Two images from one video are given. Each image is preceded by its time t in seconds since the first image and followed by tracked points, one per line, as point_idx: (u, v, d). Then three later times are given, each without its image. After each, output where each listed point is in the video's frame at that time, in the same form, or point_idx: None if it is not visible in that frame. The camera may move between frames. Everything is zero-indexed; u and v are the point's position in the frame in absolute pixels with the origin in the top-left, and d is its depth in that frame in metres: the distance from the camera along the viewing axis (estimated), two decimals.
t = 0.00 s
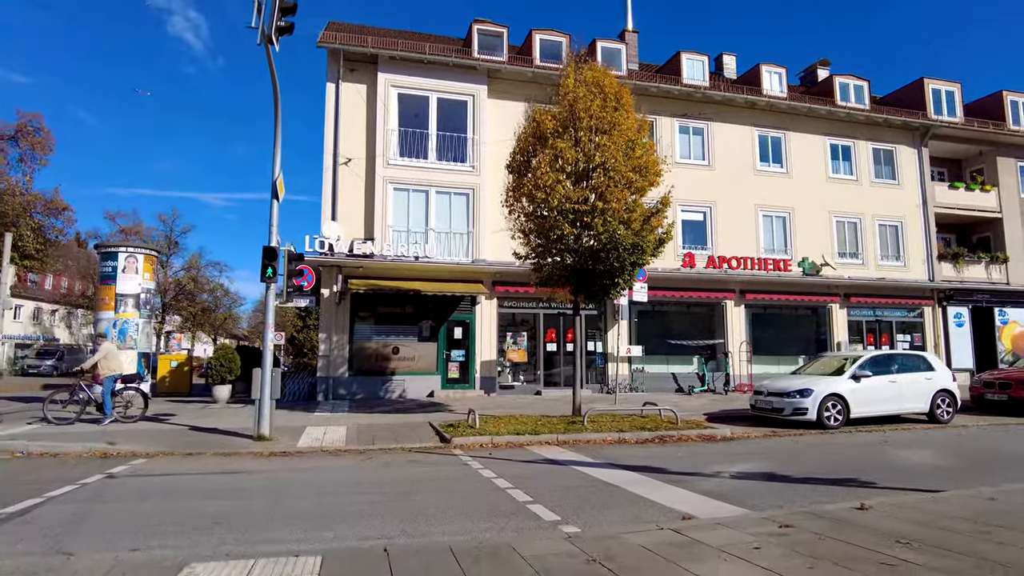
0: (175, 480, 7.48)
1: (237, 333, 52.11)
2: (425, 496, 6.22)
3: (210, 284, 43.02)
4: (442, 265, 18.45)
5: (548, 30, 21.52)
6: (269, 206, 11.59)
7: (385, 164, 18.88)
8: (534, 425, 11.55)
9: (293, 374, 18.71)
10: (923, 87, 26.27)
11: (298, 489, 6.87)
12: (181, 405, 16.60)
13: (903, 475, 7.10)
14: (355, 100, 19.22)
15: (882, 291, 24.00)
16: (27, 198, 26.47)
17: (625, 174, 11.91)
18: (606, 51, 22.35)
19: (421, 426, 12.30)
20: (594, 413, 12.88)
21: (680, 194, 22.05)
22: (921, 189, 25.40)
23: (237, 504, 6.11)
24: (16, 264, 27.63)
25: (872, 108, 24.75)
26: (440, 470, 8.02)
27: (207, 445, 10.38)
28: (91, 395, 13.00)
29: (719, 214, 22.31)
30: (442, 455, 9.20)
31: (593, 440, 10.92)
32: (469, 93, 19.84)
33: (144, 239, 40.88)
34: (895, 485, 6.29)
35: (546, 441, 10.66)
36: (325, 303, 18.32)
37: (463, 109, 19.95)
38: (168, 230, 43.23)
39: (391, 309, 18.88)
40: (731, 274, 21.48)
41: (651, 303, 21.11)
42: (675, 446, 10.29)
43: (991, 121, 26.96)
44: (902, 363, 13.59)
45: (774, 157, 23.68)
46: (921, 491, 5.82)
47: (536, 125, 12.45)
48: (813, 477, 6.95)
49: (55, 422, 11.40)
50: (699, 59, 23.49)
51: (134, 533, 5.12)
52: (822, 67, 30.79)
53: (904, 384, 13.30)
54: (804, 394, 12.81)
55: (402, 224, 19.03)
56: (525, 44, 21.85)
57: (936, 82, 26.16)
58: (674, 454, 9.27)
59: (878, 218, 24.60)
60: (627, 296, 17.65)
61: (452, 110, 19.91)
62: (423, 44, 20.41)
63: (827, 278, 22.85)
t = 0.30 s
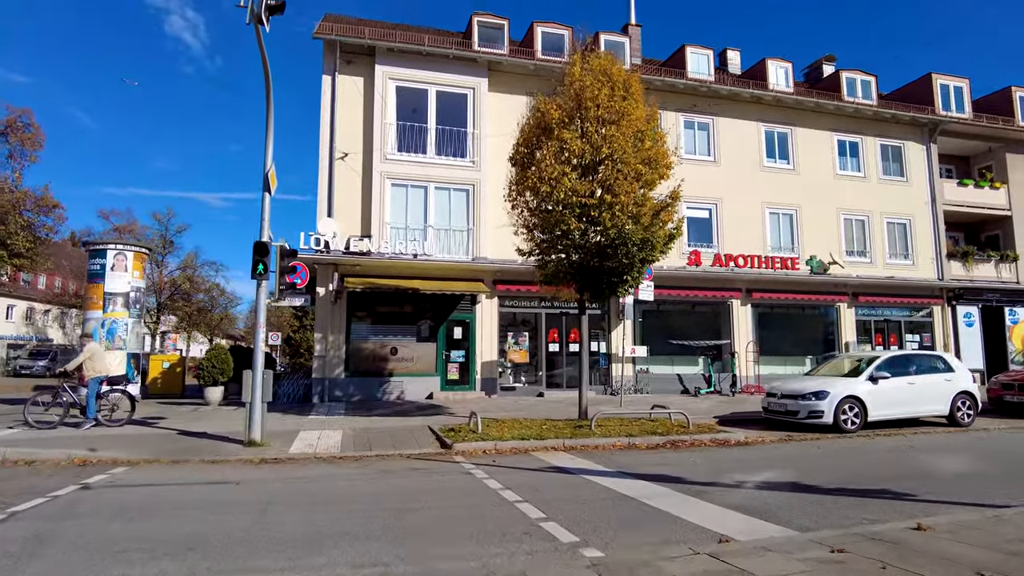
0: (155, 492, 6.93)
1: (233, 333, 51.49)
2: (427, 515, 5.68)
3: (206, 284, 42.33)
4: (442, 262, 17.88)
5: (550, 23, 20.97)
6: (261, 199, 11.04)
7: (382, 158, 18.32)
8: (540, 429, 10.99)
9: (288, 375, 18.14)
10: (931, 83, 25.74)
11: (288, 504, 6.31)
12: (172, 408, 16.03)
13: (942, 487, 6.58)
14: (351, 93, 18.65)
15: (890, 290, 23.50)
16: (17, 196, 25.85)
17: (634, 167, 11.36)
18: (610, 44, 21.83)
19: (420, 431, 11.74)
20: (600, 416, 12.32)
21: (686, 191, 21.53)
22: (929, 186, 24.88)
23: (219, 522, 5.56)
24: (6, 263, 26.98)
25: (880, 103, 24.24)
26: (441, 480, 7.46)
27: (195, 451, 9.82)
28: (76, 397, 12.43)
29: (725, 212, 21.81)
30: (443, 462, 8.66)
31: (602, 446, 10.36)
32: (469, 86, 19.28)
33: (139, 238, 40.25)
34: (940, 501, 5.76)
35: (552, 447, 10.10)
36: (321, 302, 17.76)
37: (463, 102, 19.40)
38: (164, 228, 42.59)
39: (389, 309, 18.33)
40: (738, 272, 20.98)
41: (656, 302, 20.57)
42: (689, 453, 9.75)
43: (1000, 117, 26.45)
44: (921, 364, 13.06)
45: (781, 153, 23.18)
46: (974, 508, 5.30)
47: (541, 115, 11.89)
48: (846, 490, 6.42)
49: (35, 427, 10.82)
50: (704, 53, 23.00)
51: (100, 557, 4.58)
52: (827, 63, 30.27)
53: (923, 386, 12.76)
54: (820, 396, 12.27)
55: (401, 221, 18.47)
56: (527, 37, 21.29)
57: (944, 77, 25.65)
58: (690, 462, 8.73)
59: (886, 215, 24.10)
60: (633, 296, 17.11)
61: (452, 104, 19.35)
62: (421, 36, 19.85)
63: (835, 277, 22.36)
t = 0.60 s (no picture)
0: (136, 506, 6.33)
1: (232, 333, 50.86)
2: (436, 537, 5.09)
3: (204, 283, 41.70)
4: (444, 259, 17.28)
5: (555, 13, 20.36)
6: (256, 190, 10.45)
7: (382, 151, 17.72)
8: (551, 434, 10.40)
9: (286, 375, 17.53)
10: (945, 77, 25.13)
11: (282, 521, 5.71)
12: (164, 409, 15.43)
13: (1001, 503, 6.00)
14: (351, 84, 18.05)
15: (903, 288, 22.92)
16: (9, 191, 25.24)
17: (650, 157, 10.79)
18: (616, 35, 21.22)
19: (423, 435, 11.16)
20: (612, 419, 11.72)
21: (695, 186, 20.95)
22: (943, 182, 24.28)
23: (203, 543, 4.99)
24: None
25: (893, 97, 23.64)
26: (448, 492, 6.88)
27: (184, 457, 9.22)
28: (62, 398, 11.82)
29: (735, 208, 21.28)
30: (450, 470, 8.08)
31: (617, 452, 9.78)
32: (472, 77, 18.69)
33: (136, 236, 39.61)
34: (1008, 521, 5.18)
35: (564, 453, 9.51)
36: (319, 300, 17.15)
37: (466, 94, 18.79)
38: (161, 226, 41.94)
39: (390, 307, 17.74)
40: (749, 270, 20.41)
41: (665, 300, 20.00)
42: (710, 460, 9.17)
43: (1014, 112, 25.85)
44: (948, 364, 12.46)
45: (792, 148, 22.61)
46: None
47: (551, 103, 11.29)
48: (898, 505, 5.83)
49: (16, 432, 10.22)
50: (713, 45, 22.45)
51: None
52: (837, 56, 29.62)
53: (950, 388, 12.17)
54: (844, 399, 11.67)
55: (402, 216, 17.87)
56: (531, 28, 20.69)
57: (958, 71, 25.04)
58: (715, 471, 8.13)
59: (899, 212, 23.50)
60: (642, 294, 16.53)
61: (454, 96, 18.74)
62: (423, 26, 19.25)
63: (848, 275, 21.79)
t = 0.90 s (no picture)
0: (107, 518, 5.72)
1: (229, 331, 50.16)
2: (441, 556, 4.49)
3: (200, 281, 41.04)
4: (444, 254, 16.68)
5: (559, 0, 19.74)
6: (245, 176, 9.85)
7: (381, 142, 17.11)
8: (559, 436, 9.80)
9: (280, 374, 16.93)
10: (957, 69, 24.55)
11: (268, 537, 5.11)
12: (153, 409, 14.82)
13: None
14: (348, 72, 17.43)
15: (915, 285, 22.35)
16: None
17: (663, 142, 10.20)
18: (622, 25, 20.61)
19: (423, 436, 10.56)
20: (623, 420, 11.13)
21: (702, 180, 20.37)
22: (955, 177, 23.71)
23: (175, 562, 4.38)
24: None
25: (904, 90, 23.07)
26: (452, 501, 6.27)
27: (168, 461, 8.62)
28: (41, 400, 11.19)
29: (743, 202, 20.71)
30: (453, 475, 7.47)
31: (629, 455, 9.18)
32: (474, 66, 18.07)
33: (130, 233, 38.92)
34: None
35: (573, 456, 8.91)
36: (315, 296, 16.54)
37: (467, 84, 18.17)
38: (156, 223, 41.24)
39: (389, 303, 17.14)
40: (758, 266, 19.84)
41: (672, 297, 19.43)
42: (731, 465, 8.57)
43: None
44: (974, 362, 11.87)
45: (801, 142, 22.05)
46: None
47: (558, 86, 10.70)
48: (954, 518, 5.24)
49: None
50: (721, 36, 21.88)
51: None
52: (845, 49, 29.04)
53: (977, 387, 11.59)
54: (866, 399, 11.07)
55: (400, 209, 17.26)
56: (535, 16, 20.06)
57: (970, 63, 24.46)
58: (738, 477, 7.54)
59: (911, 207, 22.93)
60: (650, 290, 15.96)
61: (455, 85, 18.13)
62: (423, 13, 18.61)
63: (859, 271, 21.22)
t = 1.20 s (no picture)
0: (78, 544, 5.19)
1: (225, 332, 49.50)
2: None
3: (195, 281, 40.45)
4: (445, 253, 16.14)
5: None
6: (236, 170, 9.32)
7: (379, 137, 16.58)
8: (568, 445, 9.25)
9: (275, 377, 16.37)
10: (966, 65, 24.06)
11: (255, 567, 4.59)
12: (143, 414, 14.27)
13: None
14: (346, 66, 16.88)
15: (926, 285, 21.87)
16: None
17: (677, 134, 9.69)
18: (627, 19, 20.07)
19: (424, 444, 10.02)
20: (634, 427, 10.60)
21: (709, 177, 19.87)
22: (964, 175, 23.23)
23: None
24: None
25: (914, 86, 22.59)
26: (457, 522, 5.72)
27: (153, 473, 8.07)
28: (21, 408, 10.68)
29: (751, 200, 20.21)
30: (458, 490, 6.93)
31: (644, 466, 8.65)
32: (476, 59, 17.53)
33: (124, 232, 38.30)
34: None
35: (585, 467, 8.38)
36: (311, 297, 15.99)
37: (468, 78, 17.64)
38: (151, 223, 40.60)
39: (387, 304, 16.59)
40: (767, 265, 19.34)
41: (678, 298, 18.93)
42: (752, 477, 8.05)
43: None
44: (1000, 366, 11.36)
45: (809, 138, 21.55)
46: None
47: (566, 76, 10.17)
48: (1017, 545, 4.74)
49: None
50: (727, 30, 21.40)
51: None
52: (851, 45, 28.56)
53: (1004, 392, 11.08)
54: (889, 404, 10.56)
55: (399, 207, 16.72)
56: (537, 9, 19.51)
57: (980, 59, 23.97)
58: (764, 492, 7.02)
59: (920, 205, 22.44)
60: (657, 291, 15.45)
61: (456, 79, 17.60)
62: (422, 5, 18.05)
63: (869, 271, 20.73)
